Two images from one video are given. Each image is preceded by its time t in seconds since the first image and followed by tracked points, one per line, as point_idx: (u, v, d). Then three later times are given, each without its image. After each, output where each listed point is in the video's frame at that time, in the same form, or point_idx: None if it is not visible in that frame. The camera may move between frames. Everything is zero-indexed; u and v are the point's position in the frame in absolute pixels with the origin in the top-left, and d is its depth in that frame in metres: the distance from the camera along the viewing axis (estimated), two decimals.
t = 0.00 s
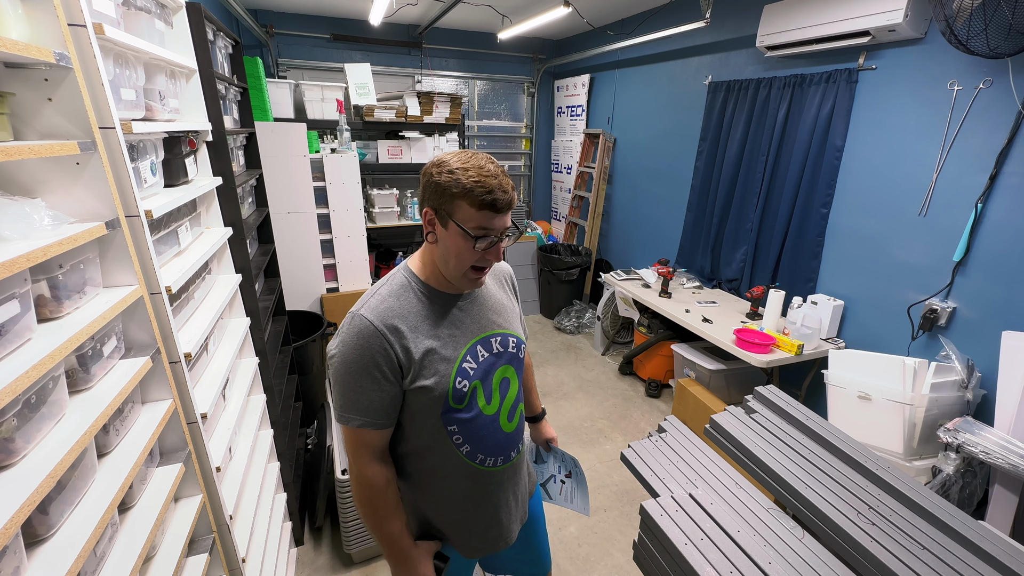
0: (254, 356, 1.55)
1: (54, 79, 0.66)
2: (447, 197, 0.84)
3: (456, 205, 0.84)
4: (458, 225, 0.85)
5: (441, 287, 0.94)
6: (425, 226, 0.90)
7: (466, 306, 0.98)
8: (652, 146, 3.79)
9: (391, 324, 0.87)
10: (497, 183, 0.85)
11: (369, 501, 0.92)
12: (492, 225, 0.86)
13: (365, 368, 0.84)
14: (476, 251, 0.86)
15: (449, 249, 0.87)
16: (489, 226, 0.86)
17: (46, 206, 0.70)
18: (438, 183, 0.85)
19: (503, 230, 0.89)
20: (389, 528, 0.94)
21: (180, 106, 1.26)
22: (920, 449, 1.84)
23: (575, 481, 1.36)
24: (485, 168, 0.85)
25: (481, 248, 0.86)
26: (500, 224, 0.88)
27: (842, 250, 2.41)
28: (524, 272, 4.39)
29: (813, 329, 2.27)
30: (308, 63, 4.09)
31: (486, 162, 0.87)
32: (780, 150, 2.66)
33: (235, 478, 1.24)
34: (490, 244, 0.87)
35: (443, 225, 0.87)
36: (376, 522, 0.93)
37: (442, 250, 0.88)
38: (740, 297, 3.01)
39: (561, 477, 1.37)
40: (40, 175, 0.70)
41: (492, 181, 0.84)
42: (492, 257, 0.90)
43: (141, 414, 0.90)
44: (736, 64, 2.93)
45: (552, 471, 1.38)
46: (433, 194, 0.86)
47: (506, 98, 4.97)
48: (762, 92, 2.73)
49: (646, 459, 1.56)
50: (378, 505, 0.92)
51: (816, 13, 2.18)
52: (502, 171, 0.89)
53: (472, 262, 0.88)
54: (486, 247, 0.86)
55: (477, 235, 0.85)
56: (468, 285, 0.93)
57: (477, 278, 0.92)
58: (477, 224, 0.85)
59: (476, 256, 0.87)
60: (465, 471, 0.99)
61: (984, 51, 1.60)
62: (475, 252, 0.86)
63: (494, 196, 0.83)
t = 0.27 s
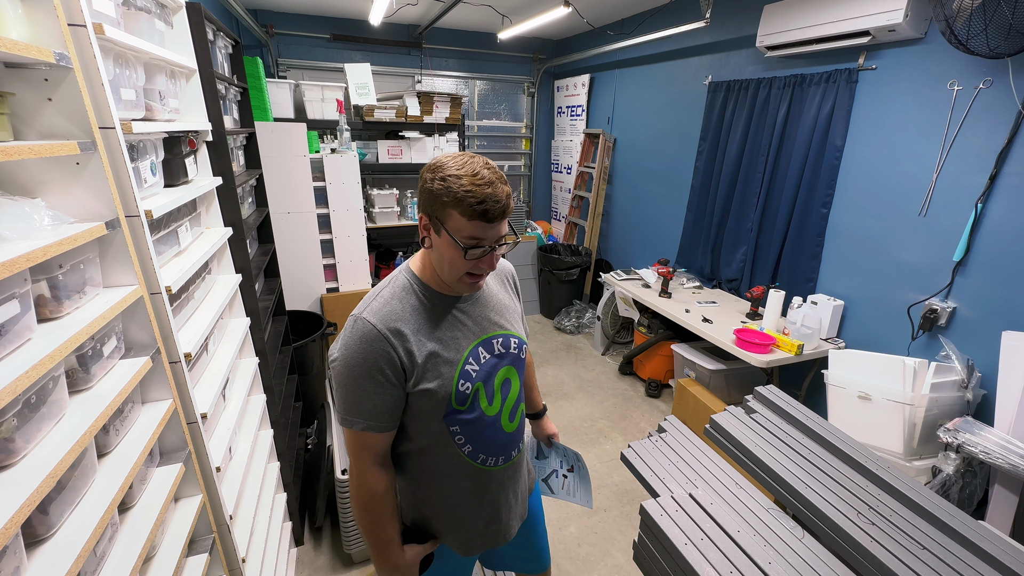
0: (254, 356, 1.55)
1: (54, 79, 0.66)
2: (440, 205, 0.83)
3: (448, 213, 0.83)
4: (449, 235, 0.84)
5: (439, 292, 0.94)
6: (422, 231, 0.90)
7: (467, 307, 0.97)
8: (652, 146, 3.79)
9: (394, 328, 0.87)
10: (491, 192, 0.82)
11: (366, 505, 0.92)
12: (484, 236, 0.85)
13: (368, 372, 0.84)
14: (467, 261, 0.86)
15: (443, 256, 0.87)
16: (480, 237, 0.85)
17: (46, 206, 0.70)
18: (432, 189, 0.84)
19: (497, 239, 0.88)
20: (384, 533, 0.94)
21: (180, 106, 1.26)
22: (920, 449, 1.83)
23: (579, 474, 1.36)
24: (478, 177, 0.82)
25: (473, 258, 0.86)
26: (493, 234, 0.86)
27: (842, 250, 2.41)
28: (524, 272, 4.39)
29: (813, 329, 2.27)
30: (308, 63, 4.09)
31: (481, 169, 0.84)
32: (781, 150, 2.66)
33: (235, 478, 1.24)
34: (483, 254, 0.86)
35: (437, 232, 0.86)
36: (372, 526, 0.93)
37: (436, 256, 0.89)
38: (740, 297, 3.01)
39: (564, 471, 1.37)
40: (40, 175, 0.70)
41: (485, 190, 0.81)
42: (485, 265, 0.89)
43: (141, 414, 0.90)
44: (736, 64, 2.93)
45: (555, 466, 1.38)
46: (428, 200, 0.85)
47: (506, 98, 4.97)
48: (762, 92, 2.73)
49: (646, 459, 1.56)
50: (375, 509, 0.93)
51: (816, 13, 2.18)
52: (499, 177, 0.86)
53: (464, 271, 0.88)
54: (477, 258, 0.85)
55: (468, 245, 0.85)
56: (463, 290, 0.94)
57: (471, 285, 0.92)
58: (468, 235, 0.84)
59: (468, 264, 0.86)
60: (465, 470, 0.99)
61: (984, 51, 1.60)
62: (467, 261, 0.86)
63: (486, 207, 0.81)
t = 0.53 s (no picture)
0: (254, 356, 1.55)
1: (54, 79, 0.66)
2: (433, 211, 0.84)
3: (442, 219, 0.83)
4: (442, 241, 0.85)
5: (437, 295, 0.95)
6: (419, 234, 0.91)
7: (466, 308, 0.97)
8: (652, 146, 3.79)
9: (393, 331, 0.87)
10: (486, 199, 0.82)
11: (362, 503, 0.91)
12: (477, 244, 0.85)
13: (367, 374, 0.84)
14: (461, 267, 0.86)
15: (437, 262, 0.88)
16: (473, 246, 0.85)
17: (46, 206, 0.70)
18: (428, 194, 0.84)
19: (491, 247, 0.87)
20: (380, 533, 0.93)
21: (180, 106, 1.26)
22: (920, 449, 1.83)
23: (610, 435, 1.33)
24: (472, 185, 0.81)
25: (467, 265, 0.86)
26: (486, 242, 0.86)
27: (842, 250, 2.41)
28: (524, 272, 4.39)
29: (813, 329, 2.27)
30: (308, 63, 4.09)
31: (477, 176, 0.83)
32: (780, 150, 2.66)
33: (235, 477, 1.24)
34: (476, 262, 0.86)
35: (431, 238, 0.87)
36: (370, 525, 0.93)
37: (432, 261, 0.90)
38: (740, 298, 3.01)
39: (594, 443, 1.33)
40: (39, 175, 0.70)
41: (479, 198, 0.81)
42: (480, 273, 0.89)
43: (141, 413, 0.90)
44: (736, 64, 2.93)
45: (584, 443, 1.32)
46: (423, 205, 0.86)
47: (506, 98, 4.97)
48: (762, 93, 2.73)
49: (646, 459, 1.56)
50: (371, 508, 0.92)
51: (816, 13, 2.18)
52: (496, 185, 0.85)
53: (457, 278, 0.88)
54: (470, 265, 0.85)
55: (460, 253, 0.85)
56: (460, 295, 0.95)
57: (467, 291, 0.92)
58: (460, 243, 0.84)
59: (462, 271, 0.86)
60: (465, 470, 1.00)
61: (984, 52, 1.60)
62: (460, 267, 0.86)
63: (477, 217, 0.81)
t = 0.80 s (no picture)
0: (254, 356, 1.55)
1: (54, 79, 0.66)
2: (417, 201, 0.86)
3: (423, 207, 0.85)
4: (426, 229, 0.86)
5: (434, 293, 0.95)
6: (412, 231, 0.94)
7: (465, 308, 0.97)
8: (652, 145, 3.79)
9: (388, 330, 0.87)
10: (461, 182, 0.82)
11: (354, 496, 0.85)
12: (457, 227, 0.84)
13: (360, 373, 0.84)
14: (444, 254, 0.85)
15: (425, 252, 0.89)
16: (453, 229, 0.84)
17: (46, 206, 0.70)
18: (411, 185, 0.87)
19: (474, 231, 0.86)
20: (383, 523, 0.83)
21: (180, 106, 1.26)
22: (920, 449, 1.83)
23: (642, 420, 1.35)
24: (450, 169, 0.82)
25: (451, 251, 0.85)
26: (468, 225, 0.85)
27: (842, 250, 2.41)
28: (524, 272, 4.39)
29: (813, 329, 2.27)
30: (307, 63, 4.09)
31: (457, 162, 0.85)
32: (780, 150, 2.66)
33: (235, 477, 1.25)
34: (459, 246, 0.85)
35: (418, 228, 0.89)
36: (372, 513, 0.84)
37: (421, 253, 0.91)
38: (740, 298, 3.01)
39: (624, 430, 1.43)
40: (39, 175, 0.70)
41: (454, 180, 0.82)
42: (466, 260, 0.87)
43: (141, 413, 0.90)
44: (736, 64, 2.93)
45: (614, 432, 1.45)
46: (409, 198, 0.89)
47: (506, 98, 4.97)
48: (762, 92, 2.73)
49: (646, 459, 1.56)
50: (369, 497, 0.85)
51: (816, 12, 2.18)
52: (474, 169, 0.85)
53: (444, 265, 0.87)
54: (452, 250, 0.85)
55: (442, 238, 0.85)
56: (454, 289, 0.93)
57: (459, 282, 0.90)
58: (441, 227, 0.84)
59: (447, 257, 0.86)
60: (463, 471, 1.00)
61: (984, 51, 1.60)
62: (443, 254, 0.85)
63: (453, 197, 0.81)
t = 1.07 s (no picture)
0: (254, 356, 1.55)
1: (54, 79, 0.66)
2: (415, 190, 0.89)
3: (420, 194, 0.87)
4: (422, 214, 0.87)
5: (436, 286, 0.94)
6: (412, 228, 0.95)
7: (466, 309, 0.97)
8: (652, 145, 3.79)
9: (390, 330, 0.87)
10: (457, 164, 0.85)
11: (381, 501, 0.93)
12: (454, 206, 0.85)
13: (364, 373, 0.84)
14: (441, 238, 0.86)
15: (422, 240, 0.89)
16: (449, 207, 0.85)
17: (46, 206, 0.70)
18: (410, 177, 0.90)
19: (471, 212, 0.87)
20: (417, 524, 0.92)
21: (180, 106, 1.26)
22: (920, 450, 1.83)
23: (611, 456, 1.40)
24: (447, 155, 0.86)
25: (447, 234, 0.86)
26: (465, 205, 0.86)
27: (843, 250, 2.41)
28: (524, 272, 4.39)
29: (813, 329, 2.27)
30: (308, 63, 4.09)
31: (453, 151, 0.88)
32: (780, 150, 2.66)
33: (235, 477, 1.25)
34: (455, 226, 0.86)
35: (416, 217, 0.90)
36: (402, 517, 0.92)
37: (420, 244, 0.91)
38: (740, 298, 3.01)
39: (595, 460, 1.38)
40: (39, 175, 0.70)
41: (450, 163, 0.85)
42: (463, 240, 0.86)
43: (141, 413, 0.90)
44: (736, 64, 2.93)
45: (584, 459, 1.38)
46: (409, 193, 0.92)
47: (506, 98, 4.97)
48: (762, 93, 2.73)
49: (646, 459, 1.56)
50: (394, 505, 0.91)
51: (816, 13, 2.18)
52: (469, 157, 0.88)
53: (441, 248, 0.86)
54: (448, 233, 0.85)
55: (439, 218, 0.86)
56: (453, 279, 0.91)
57: (457, 268, 0.88)
58: (437, 207, 0.85)
59: (444, 241, 0.86)
60: (463, 474, 1.00)
61: (984, 51, 1.60)
62: (440, 237, 0.86)
63: (448, 174, 0.83)
